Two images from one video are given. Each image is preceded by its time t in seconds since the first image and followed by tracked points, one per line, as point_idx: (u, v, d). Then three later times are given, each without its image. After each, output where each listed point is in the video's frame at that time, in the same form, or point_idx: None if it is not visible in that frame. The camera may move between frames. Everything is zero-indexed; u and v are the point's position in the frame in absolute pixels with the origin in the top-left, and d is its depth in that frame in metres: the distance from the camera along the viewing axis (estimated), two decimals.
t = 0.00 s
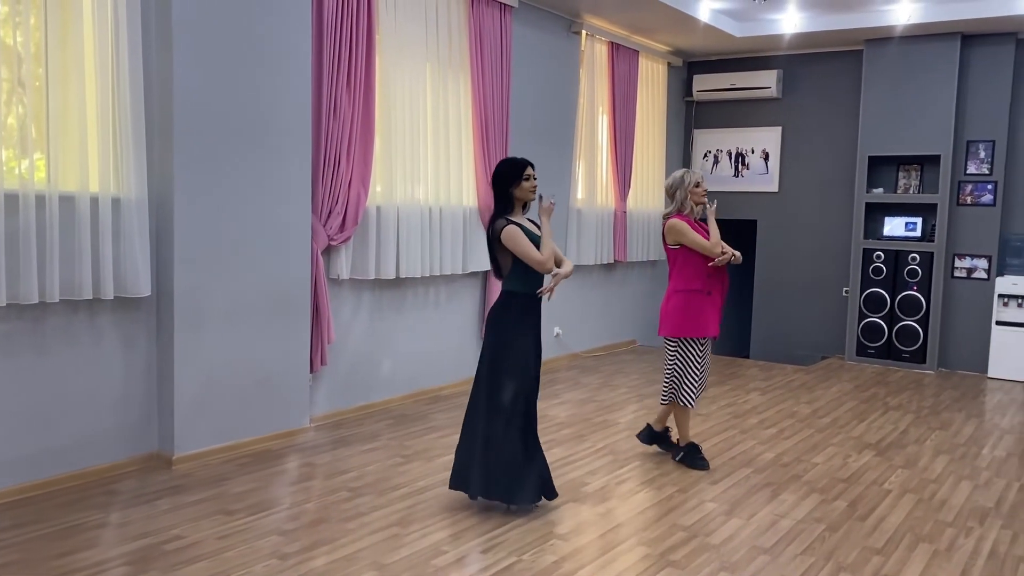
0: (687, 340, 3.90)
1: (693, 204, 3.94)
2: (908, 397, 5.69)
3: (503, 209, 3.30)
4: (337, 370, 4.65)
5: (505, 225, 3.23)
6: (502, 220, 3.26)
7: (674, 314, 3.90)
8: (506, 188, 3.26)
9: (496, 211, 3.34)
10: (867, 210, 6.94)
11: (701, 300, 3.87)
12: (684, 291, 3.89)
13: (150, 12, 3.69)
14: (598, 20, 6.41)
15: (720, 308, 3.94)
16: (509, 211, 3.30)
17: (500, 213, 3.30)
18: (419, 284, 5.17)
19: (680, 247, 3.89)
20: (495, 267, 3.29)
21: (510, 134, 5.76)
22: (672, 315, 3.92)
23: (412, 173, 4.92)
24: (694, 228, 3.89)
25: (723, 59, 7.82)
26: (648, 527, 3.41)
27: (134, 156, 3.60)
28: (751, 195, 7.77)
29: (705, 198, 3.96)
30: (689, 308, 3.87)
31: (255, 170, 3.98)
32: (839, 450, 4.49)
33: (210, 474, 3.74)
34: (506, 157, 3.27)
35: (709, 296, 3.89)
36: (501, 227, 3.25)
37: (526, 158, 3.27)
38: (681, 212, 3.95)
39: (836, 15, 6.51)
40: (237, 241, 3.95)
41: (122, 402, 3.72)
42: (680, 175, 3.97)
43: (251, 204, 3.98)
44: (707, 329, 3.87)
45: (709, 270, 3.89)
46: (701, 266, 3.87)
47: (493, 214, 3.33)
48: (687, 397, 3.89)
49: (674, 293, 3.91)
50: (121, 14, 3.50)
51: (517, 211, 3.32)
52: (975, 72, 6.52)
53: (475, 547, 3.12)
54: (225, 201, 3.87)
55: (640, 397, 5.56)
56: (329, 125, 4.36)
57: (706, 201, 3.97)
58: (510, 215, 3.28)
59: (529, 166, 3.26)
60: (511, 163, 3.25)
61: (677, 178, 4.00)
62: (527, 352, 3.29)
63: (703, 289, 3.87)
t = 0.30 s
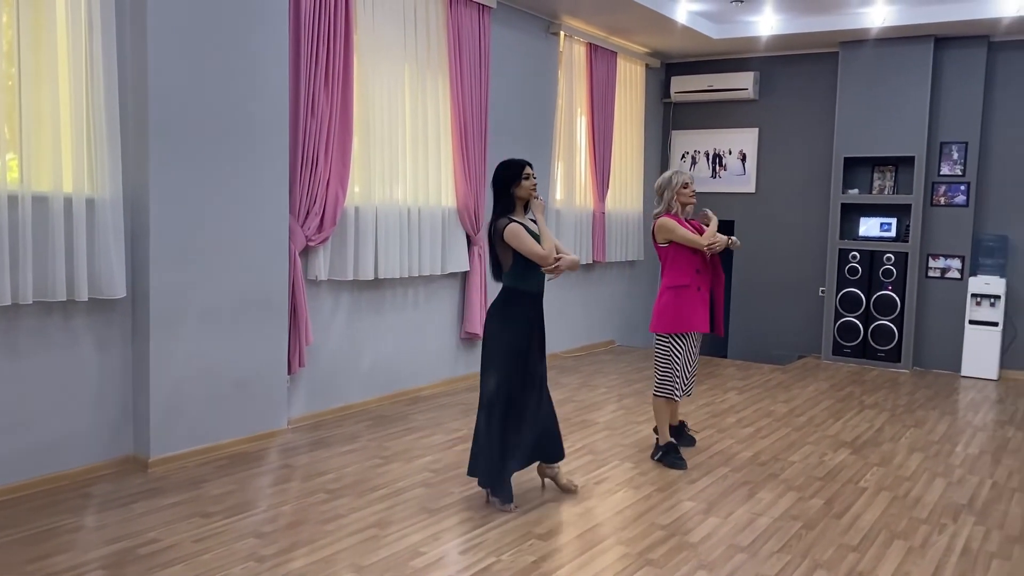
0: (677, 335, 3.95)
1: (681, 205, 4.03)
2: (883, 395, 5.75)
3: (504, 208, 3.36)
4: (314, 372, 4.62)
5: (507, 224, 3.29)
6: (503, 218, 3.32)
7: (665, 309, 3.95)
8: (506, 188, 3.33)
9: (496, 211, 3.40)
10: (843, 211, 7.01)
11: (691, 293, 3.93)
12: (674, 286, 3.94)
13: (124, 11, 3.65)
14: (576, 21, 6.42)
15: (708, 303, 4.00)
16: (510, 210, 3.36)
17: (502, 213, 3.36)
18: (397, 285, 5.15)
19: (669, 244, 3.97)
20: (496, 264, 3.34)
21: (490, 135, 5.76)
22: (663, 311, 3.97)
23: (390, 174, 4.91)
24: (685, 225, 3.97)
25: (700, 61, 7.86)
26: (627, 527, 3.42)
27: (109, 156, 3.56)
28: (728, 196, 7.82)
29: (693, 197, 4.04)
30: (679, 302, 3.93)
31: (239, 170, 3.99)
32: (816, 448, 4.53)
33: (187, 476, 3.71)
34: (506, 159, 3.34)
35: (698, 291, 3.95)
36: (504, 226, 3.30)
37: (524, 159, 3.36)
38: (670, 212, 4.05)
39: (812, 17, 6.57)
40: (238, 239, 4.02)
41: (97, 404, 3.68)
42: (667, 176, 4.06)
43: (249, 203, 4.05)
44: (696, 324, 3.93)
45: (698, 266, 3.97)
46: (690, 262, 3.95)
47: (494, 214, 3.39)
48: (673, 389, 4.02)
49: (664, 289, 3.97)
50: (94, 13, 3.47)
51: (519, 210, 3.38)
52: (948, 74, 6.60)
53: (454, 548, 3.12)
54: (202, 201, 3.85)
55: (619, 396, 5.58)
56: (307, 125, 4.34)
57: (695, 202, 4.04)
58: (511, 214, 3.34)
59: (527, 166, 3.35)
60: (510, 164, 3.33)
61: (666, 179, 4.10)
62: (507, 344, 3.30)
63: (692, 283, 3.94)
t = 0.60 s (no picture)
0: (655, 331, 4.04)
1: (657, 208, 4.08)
2: (850, 393, 5.82)
3: (498, 212, 3.35)
4: (283, 373, 4.59)
5: (503, 228, 3.28)
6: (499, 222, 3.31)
7: (644, 306, 4.04)
8: (499, 192, 3.33)
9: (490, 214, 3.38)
10: (810, 211, 7.09)
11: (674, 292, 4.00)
12: (654, 283, 4.01)
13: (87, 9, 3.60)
14: (546, 22, 6.43)
15: (689, 300, 4.03)
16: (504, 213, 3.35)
17: (496, 217, 3.35)
18: (367, 285, 5.13)
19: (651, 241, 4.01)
20: (493, 268, 3.33)
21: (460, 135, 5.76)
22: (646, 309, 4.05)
23: (360, 175, 4.89)
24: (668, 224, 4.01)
25: (670, 62, 7.91)
26: (596, 526, 3.43)
27: (73, 156, 3.51)
28: (699, 197, 7.87)
29: (670, 201, 4.06)
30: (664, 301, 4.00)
31: (206, 170, 3.95)
32: (784, 446, 4.58)
33: (154, 479, 3.66)
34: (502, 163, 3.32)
35: (678, 288, 4.00)
36: (498, 229, 3.29)
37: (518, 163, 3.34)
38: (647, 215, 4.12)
39: (780, 19, 6.64)
40: (205, 240, 3.98)
41: (60, 408, 3.62)
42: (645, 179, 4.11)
43: (221, 203, 4.03)
44: (673, 320, 3.99)
45: (679, 262, 4.00)
46: (671, 259, 3.98)
47: (489, 218, 3.38)
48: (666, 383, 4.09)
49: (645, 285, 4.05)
50: (57, 11, 3.41)
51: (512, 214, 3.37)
52: (913, 77, 6.70)
53: (424, 549, 3.12)
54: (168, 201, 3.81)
55: (590, 396, 5.60)
56: (275, 125, 4.31)
57: (671, 205, 4.07)
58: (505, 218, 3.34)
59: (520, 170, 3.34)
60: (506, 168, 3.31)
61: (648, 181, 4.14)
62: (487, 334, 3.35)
63: (671, 281, 3.98)
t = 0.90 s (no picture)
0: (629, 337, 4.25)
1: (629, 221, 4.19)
2: (811, 391, 5.90)
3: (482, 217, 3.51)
4: (243, 374, 4.53)
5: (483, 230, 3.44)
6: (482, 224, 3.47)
7: (620, 313, 4.22)
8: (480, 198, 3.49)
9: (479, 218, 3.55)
10: (771, 212, 7.17)
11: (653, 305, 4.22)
12: (631, 292, 4.19)
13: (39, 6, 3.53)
14: (510, 22, 6.43)
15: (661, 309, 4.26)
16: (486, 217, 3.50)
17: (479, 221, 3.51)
18: (329, 286, 5.08)
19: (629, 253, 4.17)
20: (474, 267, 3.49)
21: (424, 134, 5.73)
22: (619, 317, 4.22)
23: (321, 174, 4.84)
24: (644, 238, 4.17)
25: (634, 63, 7.94)
26: (560, 525, 3.43)
27: (25, 155, 3.44)
28: (663, 197, 7.92)
29: (641, 216, 4.18)
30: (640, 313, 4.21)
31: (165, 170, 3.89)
32: (746, 444, 4.62)
33: (110, 484, 3.59)
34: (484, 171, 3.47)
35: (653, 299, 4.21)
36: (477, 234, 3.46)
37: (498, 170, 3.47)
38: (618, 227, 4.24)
39: (741, 22, 6.71)
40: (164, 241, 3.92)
41: (10, 412, 3.54)
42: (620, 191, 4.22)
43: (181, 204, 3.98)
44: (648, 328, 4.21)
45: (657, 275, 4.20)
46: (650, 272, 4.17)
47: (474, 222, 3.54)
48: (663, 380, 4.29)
49: (622, 293, 4.21)
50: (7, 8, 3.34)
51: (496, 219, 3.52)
52: (872, 79, 6.80)
53: (386, 552, 3.09)
54: (126, 202, 3.74)
55: (555, 396, 5.60)
56: (234, 123, 4.26)
57: (642, 220, 4.18)
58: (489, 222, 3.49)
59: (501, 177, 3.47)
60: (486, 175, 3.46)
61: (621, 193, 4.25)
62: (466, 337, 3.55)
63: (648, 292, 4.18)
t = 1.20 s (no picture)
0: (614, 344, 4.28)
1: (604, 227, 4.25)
2: (767, 389, 5.98)
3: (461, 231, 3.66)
4: (197, 376, 4.46)
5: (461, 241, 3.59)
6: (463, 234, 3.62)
7: (602, 321, 4.24)
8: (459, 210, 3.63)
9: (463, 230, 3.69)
10: (727, 212, 7.25)
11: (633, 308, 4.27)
12: (611, 298, 4.24)
13: None
14: (469, 21, 6.42)
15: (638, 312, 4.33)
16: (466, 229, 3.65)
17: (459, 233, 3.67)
18: (286, 286, 5.03)
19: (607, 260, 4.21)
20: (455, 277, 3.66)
21: (382, 134, 5.69)
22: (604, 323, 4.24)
23: (277, 173, 4.79)
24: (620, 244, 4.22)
25: (593, 64, 7.98)
26: (519, 525, 3.43)
27: None
28: (622, 198, 7.96)
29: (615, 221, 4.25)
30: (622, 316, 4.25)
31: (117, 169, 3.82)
32: (703, 442, 4.66)
33: (60, 490, 3.51)
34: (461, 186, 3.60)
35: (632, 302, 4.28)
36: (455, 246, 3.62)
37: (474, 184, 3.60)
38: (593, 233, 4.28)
39: (698, 24, 6.78)
40: (115, 242, 3.84)
41: None
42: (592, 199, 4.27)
43: (133, 204, 3.91)
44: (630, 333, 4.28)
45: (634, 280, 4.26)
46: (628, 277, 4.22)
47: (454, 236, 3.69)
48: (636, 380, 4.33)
49: (603, 301, 4.24)
50: None
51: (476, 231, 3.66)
52: (826, 82, 6.91)
53: (343, 554, 3.07)
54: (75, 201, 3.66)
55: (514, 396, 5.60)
56: (187, 121, 4.19)
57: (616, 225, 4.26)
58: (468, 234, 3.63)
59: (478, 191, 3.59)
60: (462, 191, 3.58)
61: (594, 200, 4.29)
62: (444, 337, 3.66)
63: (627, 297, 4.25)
